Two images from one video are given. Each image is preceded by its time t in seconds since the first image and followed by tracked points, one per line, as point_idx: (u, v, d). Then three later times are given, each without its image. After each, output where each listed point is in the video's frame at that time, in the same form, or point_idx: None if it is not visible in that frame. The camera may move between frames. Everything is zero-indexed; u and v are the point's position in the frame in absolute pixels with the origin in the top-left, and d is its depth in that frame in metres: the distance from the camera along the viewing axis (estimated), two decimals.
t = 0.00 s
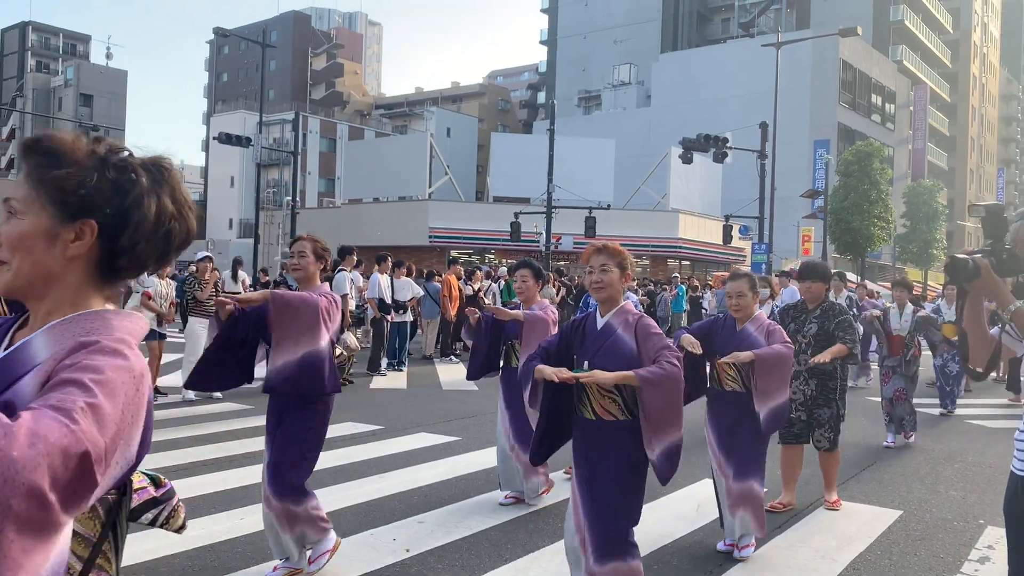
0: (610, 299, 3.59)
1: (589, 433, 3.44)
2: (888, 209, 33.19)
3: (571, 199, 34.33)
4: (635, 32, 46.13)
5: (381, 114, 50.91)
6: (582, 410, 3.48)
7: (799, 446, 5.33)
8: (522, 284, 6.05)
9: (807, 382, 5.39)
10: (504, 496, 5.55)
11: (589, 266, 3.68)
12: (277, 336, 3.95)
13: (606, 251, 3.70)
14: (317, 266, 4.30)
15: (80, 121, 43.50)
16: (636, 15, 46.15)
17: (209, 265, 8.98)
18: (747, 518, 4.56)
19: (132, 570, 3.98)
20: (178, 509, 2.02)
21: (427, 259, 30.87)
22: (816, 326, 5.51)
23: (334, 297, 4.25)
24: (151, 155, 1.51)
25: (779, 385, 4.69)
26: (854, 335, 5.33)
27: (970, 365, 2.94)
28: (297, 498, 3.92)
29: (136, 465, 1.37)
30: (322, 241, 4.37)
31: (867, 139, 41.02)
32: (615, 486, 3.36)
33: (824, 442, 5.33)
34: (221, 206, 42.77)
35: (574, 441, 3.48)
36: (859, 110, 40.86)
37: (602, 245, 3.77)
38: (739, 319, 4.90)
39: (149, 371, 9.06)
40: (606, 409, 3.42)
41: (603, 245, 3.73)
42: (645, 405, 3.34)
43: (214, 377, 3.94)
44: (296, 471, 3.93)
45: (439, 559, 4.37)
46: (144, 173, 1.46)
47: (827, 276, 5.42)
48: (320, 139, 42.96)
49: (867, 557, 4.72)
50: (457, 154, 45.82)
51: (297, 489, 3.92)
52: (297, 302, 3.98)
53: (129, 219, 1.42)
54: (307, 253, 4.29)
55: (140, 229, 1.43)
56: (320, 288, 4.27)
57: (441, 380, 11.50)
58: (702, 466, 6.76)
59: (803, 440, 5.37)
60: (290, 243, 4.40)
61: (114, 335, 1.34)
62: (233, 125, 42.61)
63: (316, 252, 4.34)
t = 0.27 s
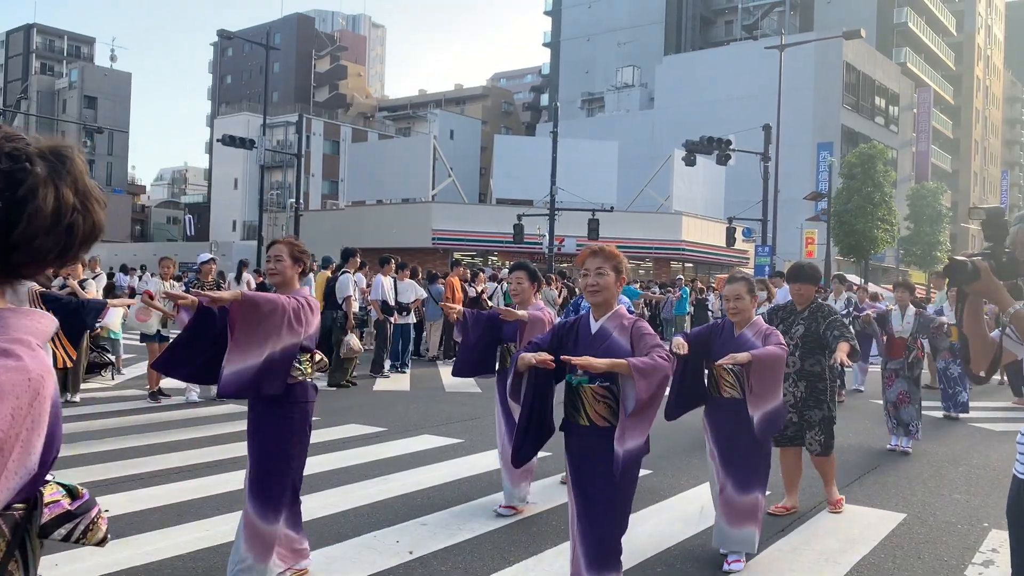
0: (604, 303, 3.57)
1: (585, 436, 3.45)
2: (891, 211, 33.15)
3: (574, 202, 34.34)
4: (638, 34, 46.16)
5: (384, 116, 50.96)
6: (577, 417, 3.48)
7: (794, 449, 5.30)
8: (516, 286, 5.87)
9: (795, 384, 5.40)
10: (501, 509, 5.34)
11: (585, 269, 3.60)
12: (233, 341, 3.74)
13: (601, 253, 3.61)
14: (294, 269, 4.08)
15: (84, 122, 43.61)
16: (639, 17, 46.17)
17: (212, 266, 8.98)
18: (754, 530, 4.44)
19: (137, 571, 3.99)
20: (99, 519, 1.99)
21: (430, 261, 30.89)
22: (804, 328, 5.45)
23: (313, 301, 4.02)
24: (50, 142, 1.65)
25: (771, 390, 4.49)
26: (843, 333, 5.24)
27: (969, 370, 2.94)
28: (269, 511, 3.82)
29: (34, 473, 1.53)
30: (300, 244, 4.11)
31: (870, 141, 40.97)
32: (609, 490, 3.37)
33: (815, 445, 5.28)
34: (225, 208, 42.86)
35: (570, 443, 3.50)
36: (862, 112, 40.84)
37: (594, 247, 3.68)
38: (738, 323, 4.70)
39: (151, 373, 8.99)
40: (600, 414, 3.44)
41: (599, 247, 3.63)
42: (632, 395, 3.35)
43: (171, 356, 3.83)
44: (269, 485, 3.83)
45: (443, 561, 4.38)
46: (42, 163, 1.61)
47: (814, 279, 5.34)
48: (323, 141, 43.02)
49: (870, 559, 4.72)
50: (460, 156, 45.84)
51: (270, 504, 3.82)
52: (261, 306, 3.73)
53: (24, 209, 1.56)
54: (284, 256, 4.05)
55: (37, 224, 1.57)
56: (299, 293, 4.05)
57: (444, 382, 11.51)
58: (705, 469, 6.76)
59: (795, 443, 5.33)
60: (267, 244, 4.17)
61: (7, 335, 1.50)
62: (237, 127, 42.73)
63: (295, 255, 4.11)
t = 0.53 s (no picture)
0: (606, 309, 3.51)
1: (578, 442, 3.39)
2: (895, 213, 33.11)
3: (577, 203, 34.33)
4: (642, 35, 46.16)
5: (388, 117, 51.01)
6: (570, 422, 3.42)
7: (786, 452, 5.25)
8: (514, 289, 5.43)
9: (794, 386, 5.37)
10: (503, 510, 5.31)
11: (589, 271, 3.51)
12: (211, 344, 3.55)
13: (605, 255, 3.51)
14: (273, 269, 3.88)
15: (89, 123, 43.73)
16: (643, 19, 46.15)
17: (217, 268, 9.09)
18: (752, 533, 4.43)
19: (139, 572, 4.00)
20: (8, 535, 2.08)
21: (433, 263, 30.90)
22: (801, 331, 5.39)
23: (292, 301, 3.87)
24: None
25: (769, 393, 4.47)
26: (845, 338, 5.17)
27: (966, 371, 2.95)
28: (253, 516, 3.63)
29: None
30: (278, 241, 3.90)
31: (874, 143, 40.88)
32: (605, 496, 3.33)
33: (808, 445, 5.21)
34: (229, 209, 42.93)
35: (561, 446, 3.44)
36: (867, 114, 40.79)
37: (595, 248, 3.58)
38: (735, 324, 4.66)
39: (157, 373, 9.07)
40: (595, 422, 3.37)
41: (606, 249, 3.52)
42: (633, 402, 3.30)
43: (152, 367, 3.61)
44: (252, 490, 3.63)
45: (447, 563, 4.38)
46: None
47: (812, 280, 5.27)
48: (327, 142, 43.07)
49: (875, 562, 4.71)
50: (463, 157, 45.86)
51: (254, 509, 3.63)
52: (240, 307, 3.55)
53: None
54: (260, 254, 3.85)
55: None
56: (278, 294, 3.85)
57: (447, 383, 11.51)
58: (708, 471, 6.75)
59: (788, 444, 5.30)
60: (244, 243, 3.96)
61: None
62: (241, 128, 42.82)
63: (272, 253, 3.90)
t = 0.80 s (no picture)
0: (599, 309, 3.35)
1: (568, 447, 3.19)
2: (899, 213, 33.05)
3: (580, 203, 34.35)
4: (646, 35, 46.18)
5: (391, 117, 51.06)
6: (560, 425, 3.22)
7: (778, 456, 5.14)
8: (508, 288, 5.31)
9: (794, 390, 5.26)
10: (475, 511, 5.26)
11: (582, 268, 3.37)
12: (209, 352, 3.58)
13: (602, 252, 3.39)
14: (247, 266, 3.88)
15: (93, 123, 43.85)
16: (647, 18, 46.15)
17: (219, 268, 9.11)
18: (738, 537, 4.29)
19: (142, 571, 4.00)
20: None
21: (436, 262, 30.92)
22: (803, 333, 5.29)
23: (267, 298, 3.93)
24: None
25: (761, 396, 4.28)
26: (853, 346, 5.09)
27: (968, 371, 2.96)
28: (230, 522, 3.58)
29: None
30: (253, 238, 3.93)
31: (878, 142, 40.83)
32: (600, 504, 3.13)
33: (803, 451, 5.07)
34: (232, 209, 42.99)
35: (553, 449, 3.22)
36: (870, 114, 40.73)
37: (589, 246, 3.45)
38: (725, 325, 4.48)
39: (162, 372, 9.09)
40: (588, 426, 3.17)
41: (600, 246, 3.41)
42: (638, 411, 3.17)
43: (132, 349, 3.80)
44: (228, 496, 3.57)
45: (449, 562, 4.38)
46: None
47: (815, 282, 5.18)
48: (330, 142, 43.10)
49: (877, 562, 4.70)
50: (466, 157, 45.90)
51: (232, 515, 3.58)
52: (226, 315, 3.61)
53: None
54: (235, 253, 3.87)
55: None
56: (253, 293, 3.89)
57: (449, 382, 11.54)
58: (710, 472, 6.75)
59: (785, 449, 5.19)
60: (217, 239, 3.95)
61: None
62: (244, 128, 42.89)
63: (247, 252, 3.91)
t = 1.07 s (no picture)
0: (577, 307, 3.23)
1: (551, 448, 3.09)
2: (901, 210, 32.99)
3: (582, 201, 34.35)
4: (647, 33, 46.13)
5: (392, 115, 51.06)
6: (542, 424, 3.11)
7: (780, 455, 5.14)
8: (494, 286, 5.24)
9: (797, 388, 5.19)
10: (467, 512, 5.15)
11: (557, 266, 3.25)
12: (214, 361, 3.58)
13: (578, 249, 3.26)
14: (217, 266, 3.83)
15: (95, 122, 43.89)
16: (648, 16, 46.09)
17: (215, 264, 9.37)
18: (735, 537, 4.21)
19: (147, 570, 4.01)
20: None
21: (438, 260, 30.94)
22: (808, 330, 5.22)
23: (238, 298, 3.88)
24: None
25: (748, 393, 4.25)
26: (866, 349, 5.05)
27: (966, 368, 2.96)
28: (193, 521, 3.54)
29: None
30: (222, 237, 3.88)
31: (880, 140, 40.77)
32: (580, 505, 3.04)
33: (808, 452, 5.07)
34: (234, 208, 43.02)
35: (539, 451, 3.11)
36: (872, 111, 40.67)
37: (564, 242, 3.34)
38: (709, 321, 4.45)
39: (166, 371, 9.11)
40: (572, 427, 3.06)
41: (575, 242, 3.27)
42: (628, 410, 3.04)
43: (99, 348, 3.84)
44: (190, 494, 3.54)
45: (451, 560, 4.39)
46: None
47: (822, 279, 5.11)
48: (332, 140, 43.11)
49: (879, 560, 4.70)
50: (468, 155, 45.89)
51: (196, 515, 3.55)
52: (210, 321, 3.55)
53: None
54: (204, 251, 3.81)
55: None
56: (222, 293, 3.83)
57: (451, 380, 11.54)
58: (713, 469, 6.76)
59: (787, 448, 5.17)
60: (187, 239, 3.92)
61: None
62: (246, 127, 42.92)
63: (216, 251, 3.86)
